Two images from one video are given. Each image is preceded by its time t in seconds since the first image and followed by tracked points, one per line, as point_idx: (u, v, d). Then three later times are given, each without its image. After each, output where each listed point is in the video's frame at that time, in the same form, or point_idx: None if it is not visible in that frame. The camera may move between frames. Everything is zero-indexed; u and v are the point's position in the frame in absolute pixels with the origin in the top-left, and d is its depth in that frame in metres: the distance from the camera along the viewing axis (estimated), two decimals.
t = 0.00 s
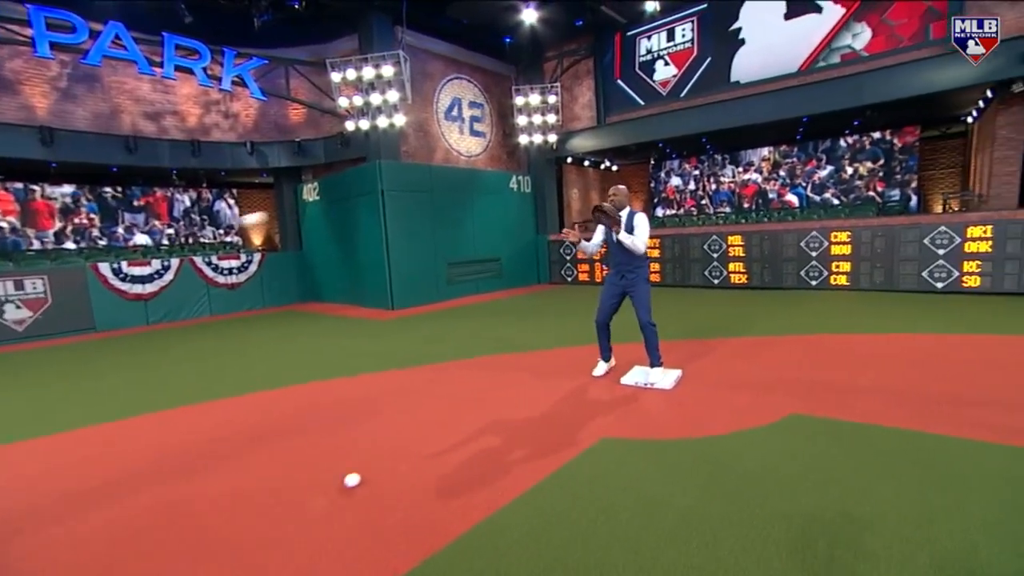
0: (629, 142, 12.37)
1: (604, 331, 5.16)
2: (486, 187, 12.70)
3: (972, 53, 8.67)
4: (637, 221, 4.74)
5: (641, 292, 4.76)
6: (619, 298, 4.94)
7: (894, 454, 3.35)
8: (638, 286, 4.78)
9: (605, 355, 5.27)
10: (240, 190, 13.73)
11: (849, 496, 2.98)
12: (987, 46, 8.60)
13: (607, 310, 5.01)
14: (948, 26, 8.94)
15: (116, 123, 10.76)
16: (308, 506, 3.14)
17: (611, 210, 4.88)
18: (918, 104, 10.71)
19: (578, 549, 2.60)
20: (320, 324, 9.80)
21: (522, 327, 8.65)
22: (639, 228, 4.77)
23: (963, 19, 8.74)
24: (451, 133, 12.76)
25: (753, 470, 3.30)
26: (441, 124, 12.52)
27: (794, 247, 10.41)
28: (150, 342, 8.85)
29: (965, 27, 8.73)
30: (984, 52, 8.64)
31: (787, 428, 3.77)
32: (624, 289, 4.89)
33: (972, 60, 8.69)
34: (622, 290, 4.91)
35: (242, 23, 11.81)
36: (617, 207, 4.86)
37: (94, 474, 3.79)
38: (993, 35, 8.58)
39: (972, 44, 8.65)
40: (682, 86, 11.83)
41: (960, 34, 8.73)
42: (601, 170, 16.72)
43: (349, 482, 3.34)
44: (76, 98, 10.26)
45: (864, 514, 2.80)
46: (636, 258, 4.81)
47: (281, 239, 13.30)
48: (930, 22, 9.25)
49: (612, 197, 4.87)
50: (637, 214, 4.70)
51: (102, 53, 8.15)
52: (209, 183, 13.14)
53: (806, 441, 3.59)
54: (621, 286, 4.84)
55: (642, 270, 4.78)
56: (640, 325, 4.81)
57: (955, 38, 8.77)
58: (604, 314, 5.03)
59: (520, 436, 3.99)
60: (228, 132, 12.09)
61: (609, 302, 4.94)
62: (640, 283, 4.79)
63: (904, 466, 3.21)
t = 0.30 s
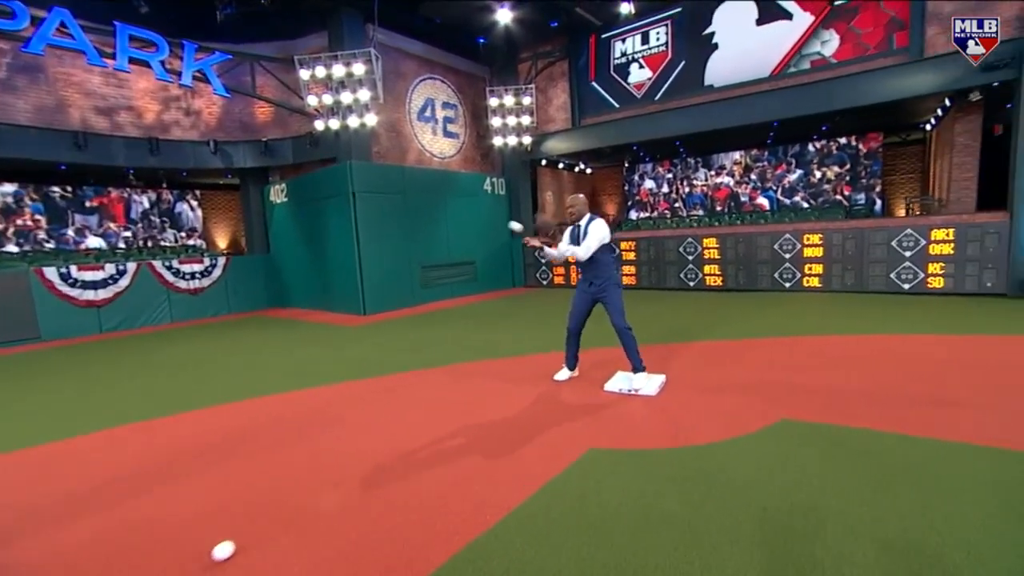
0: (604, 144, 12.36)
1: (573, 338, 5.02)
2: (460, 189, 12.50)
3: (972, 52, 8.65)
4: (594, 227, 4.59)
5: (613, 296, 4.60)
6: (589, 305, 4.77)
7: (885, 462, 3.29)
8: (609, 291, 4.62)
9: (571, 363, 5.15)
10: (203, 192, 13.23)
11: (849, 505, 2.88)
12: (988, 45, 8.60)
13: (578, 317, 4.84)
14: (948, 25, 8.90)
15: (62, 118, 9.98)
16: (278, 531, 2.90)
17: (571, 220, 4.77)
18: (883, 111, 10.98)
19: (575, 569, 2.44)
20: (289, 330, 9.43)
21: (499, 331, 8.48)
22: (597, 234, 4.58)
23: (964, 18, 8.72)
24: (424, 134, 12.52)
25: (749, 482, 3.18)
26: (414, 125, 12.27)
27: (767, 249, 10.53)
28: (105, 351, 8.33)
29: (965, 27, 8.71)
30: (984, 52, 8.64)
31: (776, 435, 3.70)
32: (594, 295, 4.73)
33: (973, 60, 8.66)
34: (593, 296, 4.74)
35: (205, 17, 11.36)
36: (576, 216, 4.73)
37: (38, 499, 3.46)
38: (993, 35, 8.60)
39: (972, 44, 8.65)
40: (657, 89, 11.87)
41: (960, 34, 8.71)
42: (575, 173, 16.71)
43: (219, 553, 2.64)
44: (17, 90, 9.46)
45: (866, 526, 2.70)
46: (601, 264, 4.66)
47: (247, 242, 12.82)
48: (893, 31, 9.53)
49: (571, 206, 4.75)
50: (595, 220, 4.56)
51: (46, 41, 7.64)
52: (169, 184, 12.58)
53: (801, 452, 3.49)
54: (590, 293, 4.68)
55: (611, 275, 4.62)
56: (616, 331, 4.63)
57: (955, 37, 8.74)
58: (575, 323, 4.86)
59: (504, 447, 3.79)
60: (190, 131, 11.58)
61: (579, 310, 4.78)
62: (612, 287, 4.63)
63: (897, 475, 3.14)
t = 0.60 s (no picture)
0: (587, 146, 12.31)
1: (552, 344, 4.86)
2: (440, 191, 12.29)
3: (972, 53, 8.38)
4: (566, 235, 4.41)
5: (589, 302, 4.43)
6: (565, 312, 4.61)
7: (890, 472, 3.18)
8: (584, 296, 4.45)
9: (556, 369, 4.97)
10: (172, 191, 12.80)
11: (859, 518, 2.75)
12: (987, 46, 8.30)
13: (554, 324, 4.67)
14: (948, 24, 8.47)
15: (16, 108, 9.39)
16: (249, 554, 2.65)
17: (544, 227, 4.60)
18: (859, 117, 11.14)
19: None
20: (262, 335, 9.08)
21: (482, 335, 8.29)
22: (569, 243, 4.40)
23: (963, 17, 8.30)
24: (404, 134, 12.27)
25: (753, 494, 3.02)
26: (393, 125, 12.01)
27: (749, 252, 10.56)
28: (64, 358, 7.87)
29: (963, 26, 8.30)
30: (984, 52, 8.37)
31: (774, 444, 3.59)
32: (569, 302, 4.56)
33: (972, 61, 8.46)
34: (568, 302, 4.57)
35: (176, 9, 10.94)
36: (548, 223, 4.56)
37: None
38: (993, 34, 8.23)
39: (972, 44, 8.34)
40: (638, 91, 11.84)
41: (961, 34, 8.29)
42: (556, 175, 16.64)
43: None
44: None
45: (879, 540, 2.57)
46: (574, 270, 4.49)
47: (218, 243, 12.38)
48: (870, 38, 9.64)
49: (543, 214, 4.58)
50: (567, 229, 4.37)
51: None
52: (136, 183, 12.09)
53: (803, 461, 3.36)
54: (565, 299, 4.51)
55: (585, 280, 4.45)
56: (595, 337, 4.46)
57: (954, 38, 8.35)
58: (551, 330, 4.70)
59: (493, 458, 3.58)
60: (156, 127, 11.13)
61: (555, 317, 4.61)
62: (587, 292, 4.47)
63: (903, 485, 3.03)
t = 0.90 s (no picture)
0: (569, 149, 12.25)
1: (540, 351, 4.71)
2: (421, 194, 12.09)
3: (973, 53, 8.36)
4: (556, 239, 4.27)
5: (578, 307, 4.30)
6: (554, 317, 4.47)
7: (892, 479, 3.11)
8: (572, 301, 4.32)
9: (544, 376, 4.83)
10: (140, 193, 12.36)
11: (868, 531, 2.64)
12: (988, 46, 8.31)
13: (541, 331, 4.53)
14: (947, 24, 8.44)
15: None
16: None
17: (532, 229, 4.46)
18: (836, 123, 11.29)
19: None
20: (237, 342, 8.75)
21: (465, 341, 8.11)
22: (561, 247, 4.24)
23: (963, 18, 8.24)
24: (383, 136, 12.03)
25: (757, 508, 2.89)
26: (372, 126, 11.76)
27: (732, 256, 10.60)
28: (22, 367, 7.43)
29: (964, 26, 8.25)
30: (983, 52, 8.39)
31: (771, 452, 3.51)
32: (557, 307, 4.42)
33: (973, 60, 8.46)
34: (555, 307, 4.43)
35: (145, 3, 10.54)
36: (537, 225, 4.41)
37: None
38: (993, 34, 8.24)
39: (973, 44, 8.30)
40: (620, 94, 11.84)
41: (961, 34, 8.26)
42: (537, 179, 16.56)
43: None
44: None
45: (891, 556, 2.46)
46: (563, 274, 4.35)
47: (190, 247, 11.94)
48: (848, 46, 9.79)
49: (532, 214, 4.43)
50: (557, 232, 4.24)
51: None
52: (101, 184, 11.61)
53: (805, 471, 3.26)
54: (553, 304, 4.37)
55: (572, 284, 4.32)
56: (584, 344, 4.33)
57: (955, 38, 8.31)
58: (539, 336, 4.56)
59: (483, 471, 3.39)
60: (122, 125, 10.66)
61: (543, 323, 4.47)
62: (574, 297, 4.34)
63: (908, 494, 2.95)
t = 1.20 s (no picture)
0: (550, 151, 12.17)
1: (534, 356, 4.57)
2: (399, 195, 11.86)
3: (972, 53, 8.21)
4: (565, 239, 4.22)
5: (577, 311, 4.17)
6: (552, 322, 4.33)
7: (891, 484, 3.07)
8: (574, 302, 4.19)
9: (534, 382, 4.69)
10: (102, 192, 11.89)
11: (877, 543, 2.56)
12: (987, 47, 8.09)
13: (539, 335, 4.35)
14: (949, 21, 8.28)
15: None
16: None
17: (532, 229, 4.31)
18: (812, 128, 11.48)
19: None
20: (207, 347, 8.39)
21: (447, 345, 7.92)
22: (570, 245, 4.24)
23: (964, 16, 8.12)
24: (361, 136, 11.77)
25: (760, 519, 2.78)
26: (349, 125, 11.49)
27: (712, 258, 10.65)
28: None
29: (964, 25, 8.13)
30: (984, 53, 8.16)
31: (767, 458, 3.44)
32: (557, 310, 4.28)
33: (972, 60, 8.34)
34: (554, 311, 4.29)
35: None
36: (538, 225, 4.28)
37: None
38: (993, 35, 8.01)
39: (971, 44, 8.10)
40: (602, 96, 11.82)
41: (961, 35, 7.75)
42: (517, 181, 16.46)
43: None
44: None
45: (902, 570, 2.38)
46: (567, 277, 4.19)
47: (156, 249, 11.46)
48: (825, 52, 9.92)
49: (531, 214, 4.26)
50: (566, 232, 4.18)
51: None
52: (59, 182, 11.08)
53: (805, 478, 3.18)
54: (554, 307, 4.22)
55: (575, 286, 4.20)
56: (580, 348, 4.21)
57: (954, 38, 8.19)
58: (537, 341, 4.41)
59: (475, 484, 3.23)
60: (81, 119, 10.08)
61: (542, 327, 4.31)
62: (576, 299, 4.22)
63: (909, 500, 2.91)
